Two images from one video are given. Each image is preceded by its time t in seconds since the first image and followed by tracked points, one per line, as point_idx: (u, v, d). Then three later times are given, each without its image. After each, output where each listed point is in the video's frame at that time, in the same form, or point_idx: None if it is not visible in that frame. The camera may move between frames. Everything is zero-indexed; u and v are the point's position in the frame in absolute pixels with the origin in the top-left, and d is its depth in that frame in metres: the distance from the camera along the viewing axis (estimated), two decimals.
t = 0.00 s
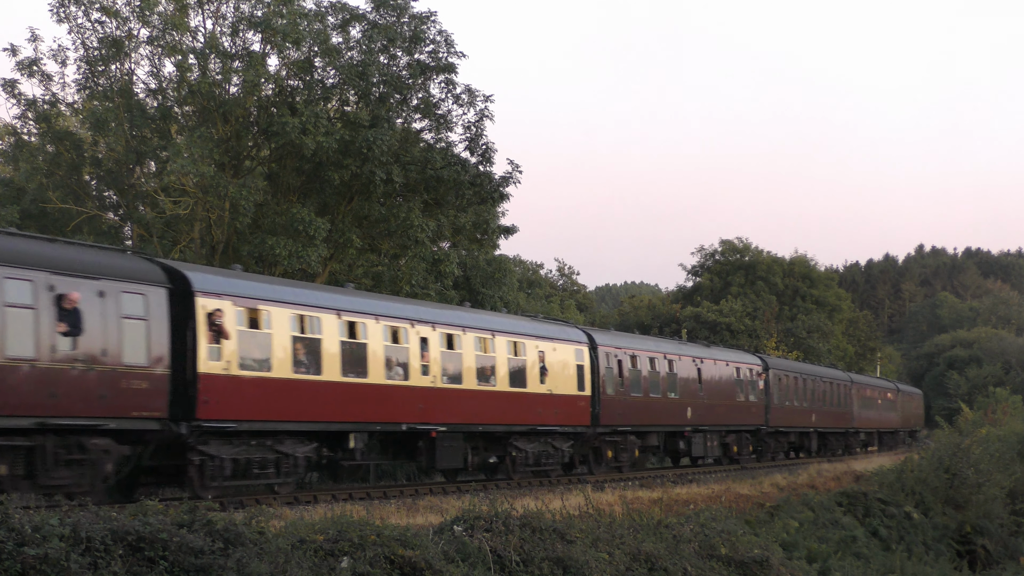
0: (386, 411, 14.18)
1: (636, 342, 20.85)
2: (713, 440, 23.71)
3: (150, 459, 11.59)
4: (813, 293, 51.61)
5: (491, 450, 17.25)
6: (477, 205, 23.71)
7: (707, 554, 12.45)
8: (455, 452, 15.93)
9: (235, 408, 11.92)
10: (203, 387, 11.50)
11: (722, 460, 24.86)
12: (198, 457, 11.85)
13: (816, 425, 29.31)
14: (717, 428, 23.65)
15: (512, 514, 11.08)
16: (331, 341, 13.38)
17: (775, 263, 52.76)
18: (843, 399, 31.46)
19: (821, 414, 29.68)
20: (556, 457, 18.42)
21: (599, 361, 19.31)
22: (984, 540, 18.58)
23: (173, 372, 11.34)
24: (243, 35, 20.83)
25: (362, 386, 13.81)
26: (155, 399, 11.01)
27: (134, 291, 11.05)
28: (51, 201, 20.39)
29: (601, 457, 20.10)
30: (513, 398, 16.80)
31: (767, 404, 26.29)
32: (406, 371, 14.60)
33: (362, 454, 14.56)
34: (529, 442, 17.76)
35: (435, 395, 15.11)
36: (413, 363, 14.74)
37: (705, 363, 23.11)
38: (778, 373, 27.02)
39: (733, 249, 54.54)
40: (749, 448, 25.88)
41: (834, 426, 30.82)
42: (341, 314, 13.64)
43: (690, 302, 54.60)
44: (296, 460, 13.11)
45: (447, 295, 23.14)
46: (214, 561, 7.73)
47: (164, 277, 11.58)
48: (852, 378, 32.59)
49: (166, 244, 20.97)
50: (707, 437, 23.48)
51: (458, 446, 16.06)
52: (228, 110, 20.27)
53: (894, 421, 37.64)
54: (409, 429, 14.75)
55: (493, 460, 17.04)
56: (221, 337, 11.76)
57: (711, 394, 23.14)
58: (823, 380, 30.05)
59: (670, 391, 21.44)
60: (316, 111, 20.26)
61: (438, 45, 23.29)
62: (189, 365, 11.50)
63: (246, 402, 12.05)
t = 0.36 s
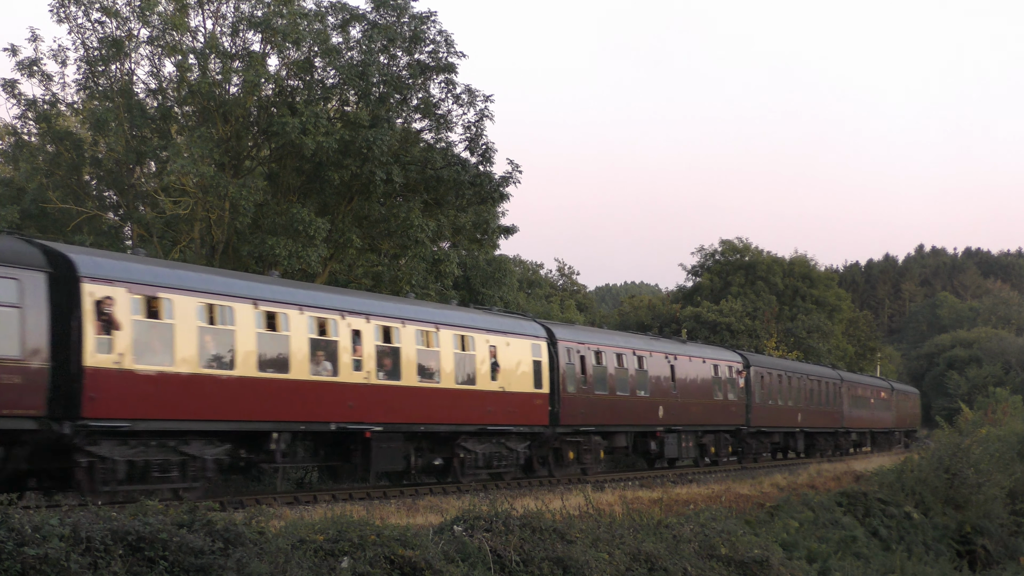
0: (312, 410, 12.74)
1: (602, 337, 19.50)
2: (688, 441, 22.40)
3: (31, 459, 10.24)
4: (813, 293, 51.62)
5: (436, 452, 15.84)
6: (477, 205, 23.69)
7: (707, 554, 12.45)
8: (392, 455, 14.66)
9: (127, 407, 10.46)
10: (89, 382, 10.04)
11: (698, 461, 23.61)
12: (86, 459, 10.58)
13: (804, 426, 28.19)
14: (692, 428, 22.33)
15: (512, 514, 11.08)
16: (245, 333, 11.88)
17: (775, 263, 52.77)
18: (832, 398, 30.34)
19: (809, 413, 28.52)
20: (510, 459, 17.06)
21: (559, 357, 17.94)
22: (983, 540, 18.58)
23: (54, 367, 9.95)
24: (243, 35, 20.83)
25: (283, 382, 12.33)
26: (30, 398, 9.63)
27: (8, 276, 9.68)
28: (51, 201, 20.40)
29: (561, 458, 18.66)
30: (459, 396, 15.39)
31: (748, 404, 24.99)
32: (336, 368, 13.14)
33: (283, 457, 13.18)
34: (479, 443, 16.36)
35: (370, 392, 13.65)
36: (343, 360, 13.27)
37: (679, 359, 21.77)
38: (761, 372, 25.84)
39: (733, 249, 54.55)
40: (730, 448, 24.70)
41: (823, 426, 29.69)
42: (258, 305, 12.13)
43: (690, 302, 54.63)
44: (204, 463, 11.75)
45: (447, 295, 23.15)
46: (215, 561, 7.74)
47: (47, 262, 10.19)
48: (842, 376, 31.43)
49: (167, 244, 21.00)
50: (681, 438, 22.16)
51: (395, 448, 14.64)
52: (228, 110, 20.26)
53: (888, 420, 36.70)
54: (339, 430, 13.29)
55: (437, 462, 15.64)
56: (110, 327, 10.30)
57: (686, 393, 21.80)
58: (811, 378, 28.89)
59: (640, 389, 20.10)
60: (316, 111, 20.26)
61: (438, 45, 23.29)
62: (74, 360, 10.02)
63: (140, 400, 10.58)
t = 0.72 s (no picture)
0: (224, 408, 11.57)
1: (563, 332, 18.53)
2: (659, 442, 21.31)
3: None
4: (813, 293, 51.63)
5: (373, 453, 14.60)
6: (477, 205, 23.67)
7: (707, 554, 12.45)
8: (321, 456, 13.32)
9: None
10: None
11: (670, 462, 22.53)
12: None
13: (788, 426, 27.30)
14: (663, 428, 21.25)
15: (512, 514, 11.08)
16: (139, 322, 10.65)
17: (775, 263, 52.78)
18: (819, 397, 29.47)
19: (794, 413, 27.63)
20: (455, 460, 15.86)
21: (514, 352, 16.89)
22: (983, 540, 18.59)
23: None
24: (243, 35, 20.83)
25: (187, 377, 11.12)
26: None
27: None
28: (51, 202, 20.41)
29: (516, 460, 17.39)
30: (398, 394, 14.22)
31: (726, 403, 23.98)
32: (252, 362, 11.95)
33: (192, 461, 11.86)
34: (422, 443, 15.13)
35: (289, 388, 12.43)
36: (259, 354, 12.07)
37: (649, 356, 20.76)
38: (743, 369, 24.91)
39: (733, 249, 54.57)
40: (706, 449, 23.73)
41: (810, 426, 28.80)
42: (157, 292, 10.91)
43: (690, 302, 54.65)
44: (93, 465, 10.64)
45: (447, 295, 23.15)
46: (215, 561, 7.74)
47: None
48: (831, 374, 30.53)
49: (167, 244, 21.02)
50: (651, 439, 21.06)
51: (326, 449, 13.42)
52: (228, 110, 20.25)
53: (880, 419, 36.00)
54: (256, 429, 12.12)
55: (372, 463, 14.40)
56: None
57: (655, 391, 20.76)
58: (796, 376, 28.00)
59: (604, 386, 19.10)
60: (316, 111, 20.25)
61: (438, 45, 23.29)
62: None
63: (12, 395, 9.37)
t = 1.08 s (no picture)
0: (118, 404, 10.20)
1: (519, 325, 17.17)
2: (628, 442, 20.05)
3: None
4: (813, 293, 51.65)
5: (299, 455, 13.30)
6: (477, 205, 23.65)
7: (708, 554, 12.45)
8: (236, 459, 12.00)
9: None
10: None
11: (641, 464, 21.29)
12: None
13: (773, 426, 26.31)
14: (632, 428, 19.91)
15: (512, 514, 11.08)
16: (17, 310, 9.30)
17: (775, 263, 52.77)
18: (806, 396, 28.56)
19: (779, 412, 26.66)
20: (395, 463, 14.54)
21: (459, 347, 15.48)
22: (983, 540, 18.58)
23: None
24: (243, 35, 20.84)
25: (73, 372, 9.77)
26: None
27: None
28: (51, 202, 20.41)
29: (465, 461, 16.01)
30: (326, 389, 12.87)
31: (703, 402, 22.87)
32: (151, 355, 10.59)
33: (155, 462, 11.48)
34: (354, 444, 13.74)
35: (196, 384, 11.06)
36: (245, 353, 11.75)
37: (616, 352, 19.44)
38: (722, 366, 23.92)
39: (733, 249, 54.57)
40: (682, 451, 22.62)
41: (796, 425, 27.87)
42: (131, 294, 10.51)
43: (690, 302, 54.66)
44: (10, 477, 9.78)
45: (447, 295, 23.16)
46: (215, 561, 7.74)
47: None
48: (819, 371, 29.69)
49: (166, 244, 21.04)
50: (619, 439, 19.75)
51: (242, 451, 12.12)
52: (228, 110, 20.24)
53: (873, 419, 35.31)
54: (156, 429, 10.74)
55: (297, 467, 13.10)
56: None
57: (623, 389, 19.43)
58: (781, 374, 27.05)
59: (564, 383, 17.77)
60: (316, 111, 20.25)
61: (438, 45, 23.29)
62: None
63: None
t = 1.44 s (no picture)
0: None
1: (468, 318, 15.97)
2: (592, 443, 18.91)
3: None
4: (813, 293, 51.65)
5: (209, 456, 12.10)
6: (477, 205, 23.65)
7: (707, 554, 12.45)
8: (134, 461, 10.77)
9: None
10: None
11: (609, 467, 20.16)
12: None
13: (755, 426, 25.37)
14: (594, 427, 18.78)
15: (512, 514, 11.08)
16: None
17: (775, 263, 52.78)
18: (790, 395, 27.65)
19: (760, 412, 25.71)
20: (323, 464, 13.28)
21: (398, 340, 14.22)
22: (983, 540, 18.58)
23: None
24: (243, 35, 20.84)
25: None
26: None
27: None
28: (51, 201, 20.42)
29: (405, 464, 14.71)
30: (241, 384, 11.62)
31: (675, 400, 21.79)
32: (27, 345, 9.32)
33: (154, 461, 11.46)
34: (273, 445, 12.43)
35: (80, 378, 9.77)
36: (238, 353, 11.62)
37: (578, 347, 18.39)
38: (697, 363, 22.95)
39: (733, 249, 54.57)
40: (654, 453, 21.54)
41: (780, 425, 26.97)
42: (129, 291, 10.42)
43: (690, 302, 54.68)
44: None
45: (447, 295, 23.17)
46: (215, 561, 7.74)
47: None
48: (806, 370, 28.82)
49: (166, 244, 21.04)
50: (581, 440, 18.60)
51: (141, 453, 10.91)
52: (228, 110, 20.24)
53: (866, 418, 34.58)
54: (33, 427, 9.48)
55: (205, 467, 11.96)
56: None
57: (585, 387, 18.33)
58: (763, 372, 26.11)
59: (518, 380, 16.64)
60: (316, 111, 20.25)
61: (438, 45, 23.28)
62: None
63: None
